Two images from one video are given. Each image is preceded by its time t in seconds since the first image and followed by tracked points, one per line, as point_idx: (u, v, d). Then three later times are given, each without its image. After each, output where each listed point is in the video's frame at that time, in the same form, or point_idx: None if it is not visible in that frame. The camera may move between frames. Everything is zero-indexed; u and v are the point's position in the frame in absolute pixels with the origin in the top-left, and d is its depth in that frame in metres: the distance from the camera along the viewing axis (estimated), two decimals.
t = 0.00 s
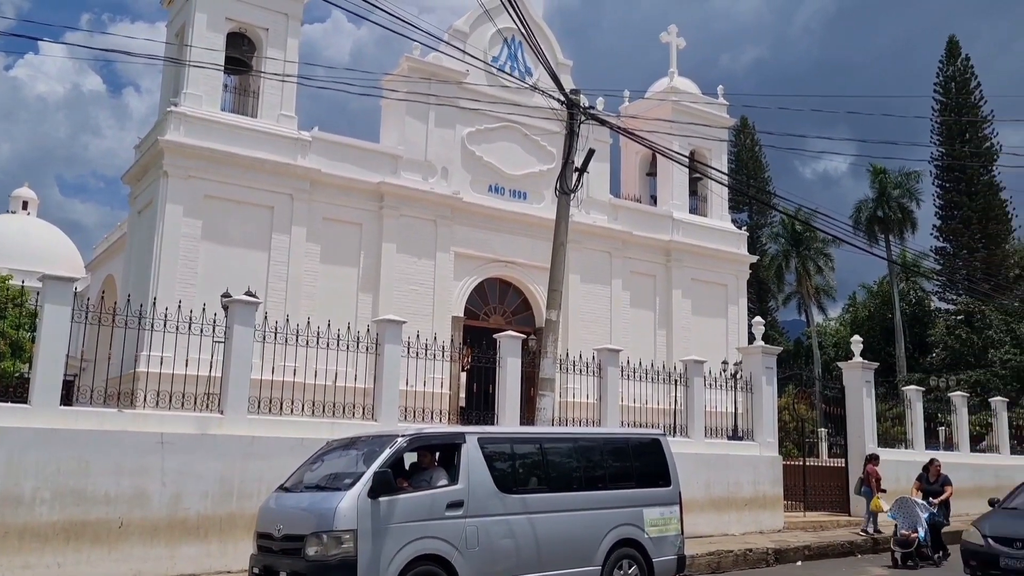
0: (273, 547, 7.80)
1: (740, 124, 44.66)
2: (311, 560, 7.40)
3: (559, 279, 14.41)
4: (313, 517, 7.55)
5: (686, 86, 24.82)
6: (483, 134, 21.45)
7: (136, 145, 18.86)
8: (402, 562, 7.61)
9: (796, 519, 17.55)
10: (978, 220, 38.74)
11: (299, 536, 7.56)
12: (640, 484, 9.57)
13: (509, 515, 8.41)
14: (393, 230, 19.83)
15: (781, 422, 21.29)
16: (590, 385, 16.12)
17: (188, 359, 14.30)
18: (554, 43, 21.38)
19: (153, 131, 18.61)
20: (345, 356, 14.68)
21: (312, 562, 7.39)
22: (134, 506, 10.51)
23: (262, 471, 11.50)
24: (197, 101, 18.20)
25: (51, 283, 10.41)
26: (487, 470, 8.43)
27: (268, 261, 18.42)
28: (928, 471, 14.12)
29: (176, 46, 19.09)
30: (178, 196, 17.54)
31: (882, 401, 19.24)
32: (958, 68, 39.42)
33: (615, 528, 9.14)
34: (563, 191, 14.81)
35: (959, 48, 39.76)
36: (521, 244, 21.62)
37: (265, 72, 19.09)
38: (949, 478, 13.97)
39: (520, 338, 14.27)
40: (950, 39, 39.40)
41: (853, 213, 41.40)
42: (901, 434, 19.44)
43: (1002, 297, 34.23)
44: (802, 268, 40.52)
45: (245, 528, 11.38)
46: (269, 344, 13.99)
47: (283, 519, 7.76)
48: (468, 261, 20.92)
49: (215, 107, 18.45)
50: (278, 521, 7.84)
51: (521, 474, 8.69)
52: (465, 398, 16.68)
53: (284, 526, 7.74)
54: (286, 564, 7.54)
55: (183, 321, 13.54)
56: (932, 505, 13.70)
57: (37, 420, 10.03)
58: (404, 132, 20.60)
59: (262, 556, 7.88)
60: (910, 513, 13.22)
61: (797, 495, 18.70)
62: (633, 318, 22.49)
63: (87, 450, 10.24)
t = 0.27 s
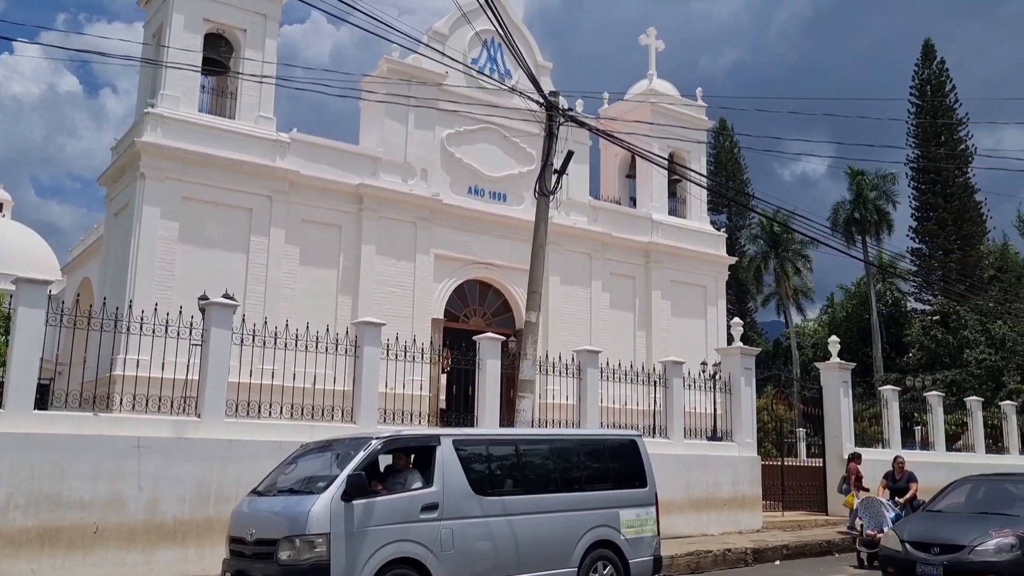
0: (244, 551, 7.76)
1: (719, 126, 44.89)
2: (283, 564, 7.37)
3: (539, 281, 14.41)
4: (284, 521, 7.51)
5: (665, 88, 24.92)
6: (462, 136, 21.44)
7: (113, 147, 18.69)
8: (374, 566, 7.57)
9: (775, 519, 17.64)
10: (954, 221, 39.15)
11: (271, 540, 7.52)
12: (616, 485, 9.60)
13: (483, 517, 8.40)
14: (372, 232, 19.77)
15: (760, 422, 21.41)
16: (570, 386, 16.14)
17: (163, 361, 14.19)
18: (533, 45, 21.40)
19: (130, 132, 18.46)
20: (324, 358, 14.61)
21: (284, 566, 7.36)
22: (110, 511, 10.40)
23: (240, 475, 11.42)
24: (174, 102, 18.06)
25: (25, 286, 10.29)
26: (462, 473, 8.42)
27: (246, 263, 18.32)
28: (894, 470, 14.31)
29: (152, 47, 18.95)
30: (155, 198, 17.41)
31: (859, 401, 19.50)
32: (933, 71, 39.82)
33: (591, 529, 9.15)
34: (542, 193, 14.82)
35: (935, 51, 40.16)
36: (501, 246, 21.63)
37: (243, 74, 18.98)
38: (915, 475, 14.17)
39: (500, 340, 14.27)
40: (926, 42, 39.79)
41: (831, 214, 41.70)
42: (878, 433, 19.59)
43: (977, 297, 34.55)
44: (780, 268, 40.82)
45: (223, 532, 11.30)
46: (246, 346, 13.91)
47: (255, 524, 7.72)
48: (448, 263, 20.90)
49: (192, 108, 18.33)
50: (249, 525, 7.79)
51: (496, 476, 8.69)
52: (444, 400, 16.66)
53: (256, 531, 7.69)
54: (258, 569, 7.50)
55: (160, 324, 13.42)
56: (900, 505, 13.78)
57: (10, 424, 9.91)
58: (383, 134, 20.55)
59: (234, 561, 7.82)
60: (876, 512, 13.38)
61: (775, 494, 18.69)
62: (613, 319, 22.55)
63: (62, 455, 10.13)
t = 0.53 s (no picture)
0: (226, 553, 7.75)
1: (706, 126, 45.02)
2: (265, 566, 7.36)
3: (527, 281, 14.42)
4: (266, 523, 7.51)
5: (652, 88, 24.97)
6: (450, 137, 21.42)
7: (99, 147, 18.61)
8: (357, 568, 7.57)
9: (762, 517, 17.71)
10: (940, 221, 39.38)
11: (253, 542, 7.52)
12: (601, 485, 9.61)
13: (467, 518, 8.40)
14: (360, 232, 19.74)
15: (747, 421, 21.48)
16: (558, 386, 16.15)
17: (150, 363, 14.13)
18: (521, 45, 21.42)
19: (116, 132, 18.38)
20: (311, 359, 14.57)
21: (266, 568, 7.35)
22: (96, 513, 10.35)
23: (227, 476, 11.38)
24: (160, 102, 17.99)
25: (10, 288, 10.23)
26: (445, 473, 8.42)
27: (234, 264, 18.26)
28: (870, 470, 14.19)
29: (138, 47, 18.86)
30: (142, 198, 17.34)
31: (847, 400, 19.68)
32: (919, 72, 40.04)
33: (575, 530, 9.16)
34: (529, 194, 14.82)
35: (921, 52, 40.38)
36: (490, 246, 21.63)
37: (230, 74, 18.93)
38: (889, 475, 14.06)
39: (488, 340, 14.27)
40: (912, 43, 40.00)
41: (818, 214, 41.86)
42: (864, 432, 19.69)
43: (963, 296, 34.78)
44: (767, 267, 41.16)
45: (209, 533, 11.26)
46: (232, 347, 13.86)
47: (238, 526, 7.71)
48: (436, 263, 20.88)
49: (178, 108, 18.26)
50: (232, 527, 7.78)
51: (481, 476, 8.69)
52: (433, 400, 16.65)
53: (238, 533, 7.68)
54: (241, 571, 7.49)
55: (146, 325, 13.36)
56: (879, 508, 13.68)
57: None
58: (370, 134, 20.52)
59: (216, 562, 7.81)
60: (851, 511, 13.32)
61: (763, 493, 18.80)
62: (601, 319, 22.58)
63: (47, 457, 10.07)
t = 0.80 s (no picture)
0: (212, 556, 7.74)
1: (697, 126, 45.09)
2: (252, 569, 7.36)
3: (518, 281, 14.42)
4: (252, 525, 7.51)
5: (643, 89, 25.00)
6: (441, 137, 21.41)
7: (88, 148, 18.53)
8: (344, 570, 7.56)
9: (754, 517, 17.75)
10: (929, 221, 39.56)
11: (238, 545, 7.52)
12: (590, 486, 9.62)
13: (455, 519, 8.39)
14: (351, 233, 19.71)
15: (739, 421, 21.53)
16: (550, 387, 16.16)
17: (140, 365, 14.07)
18: (512, 46, 21.42)
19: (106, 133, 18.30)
20: (302, 360, 14.54)
21: (252, 571, 7.36)
22: (86, 516, 10.30)
23: (218, 478, 11.35)
24: (150, 103, 17.93)
25: None
26: (433, 474, 8.42)
27: (224, 265, 18.20)
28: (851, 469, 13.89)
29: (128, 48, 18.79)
30: (132, 200, 17.28)
31: (837, 400, 19.93)
32: (908, 72, 40.21)
33: (564, 531, 9.17)
34: (520, 194, 14.81)
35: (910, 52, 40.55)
36: (481, 247, 21.63)
37: (220, 75, 18.87)
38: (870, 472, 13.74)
39: (479, 341, 14.26)
40: (901, 43, 40.15)
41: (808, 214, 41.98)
42: (855, 432, 19.76)
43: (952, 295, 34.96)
44: (758, 268, 41.11)
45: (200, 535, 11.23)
46: (223, 349, 13.82)
47: (224, 529, 7.71)
48: (427, 264, 20.87)
49: (168, 109, 18.21)
50: (218, 530, 7.77)
51: (469, 477, 8.69)
52: (424, 401, 16.64)
53: (224, 535, 7.68)
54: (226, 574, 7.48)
55: (136, 327, 13.30)
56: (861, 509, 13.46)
57: None
58: (361, 135, 20.49)
59: (202, 565, 7.81)
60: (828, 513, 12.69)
61: (753, 493, 18.80)
62: (592, 319, 22.61)
63: (36, 460, 10.02)
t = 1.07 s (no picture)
0: (192, 559, 7.68)
1: (686, 125, 45.17)
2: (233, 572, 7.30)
3: (508, 281, 14.42)
4: (232, 528, 7.45)
5: (632, 88, 25.03)
6: (430, 137, 21.39)
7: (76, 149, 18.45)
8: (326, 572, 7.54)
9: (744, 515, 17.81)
10: (917, 219, 39.76)
11: (219, 547, 7.47)
12: (575, 486, 9.63)
13: (439, 520, 8.40)
14: (340, 233, 19.68)
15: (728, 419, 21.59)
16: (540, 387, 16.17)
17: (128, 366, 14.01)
18: (501, 46, 21.43)
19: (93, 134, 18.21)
20: (291, 360, 14.50)
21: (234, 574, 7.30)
22: (74, 519, 10.25)
23: (207, 480, 11.31)
24: (138, 103, 17.86)
25: None
26: (417, 475, 8.43)
27: (213, 266, 18.15)
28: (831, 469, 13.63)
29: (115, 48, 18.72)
30: (119, 200, 17.20)
31: (826, 398, 20.04)
32: (896, 72, 40.39)
33: (549, 531, 9.18)
34: (510, 194, 14.80)
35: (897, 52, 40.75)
36: (472, 247, 21.63)
37: (208, 75, 18.81)
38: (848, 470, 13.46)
39: (469, 341, 14.26)
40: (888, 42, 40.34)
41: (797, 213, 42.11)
42: (844, 429, 19.84)
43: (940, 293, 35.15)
44: (748, 267, 41.18)
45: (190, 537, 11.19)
46: (211, 350, 13.78)
47: (204, 531, 7.64)
48: (417, 264, 20.85)
49: (156, 110, 18.14)
50: (199, 533, 7.71)
51: (452, 478, 8.70)
52: (415, 402, 16.63)
53: (205, 538, 7.62)
54: None
55: (124, 329, 13.24)
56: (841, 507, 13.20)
57: None
58: (350, 135, 20.46)
59: (182, 568, 7.74)
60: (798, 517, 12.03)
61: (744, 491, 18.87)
62: (582, 319, 22.63)
63: (23, 463, 9.97)
